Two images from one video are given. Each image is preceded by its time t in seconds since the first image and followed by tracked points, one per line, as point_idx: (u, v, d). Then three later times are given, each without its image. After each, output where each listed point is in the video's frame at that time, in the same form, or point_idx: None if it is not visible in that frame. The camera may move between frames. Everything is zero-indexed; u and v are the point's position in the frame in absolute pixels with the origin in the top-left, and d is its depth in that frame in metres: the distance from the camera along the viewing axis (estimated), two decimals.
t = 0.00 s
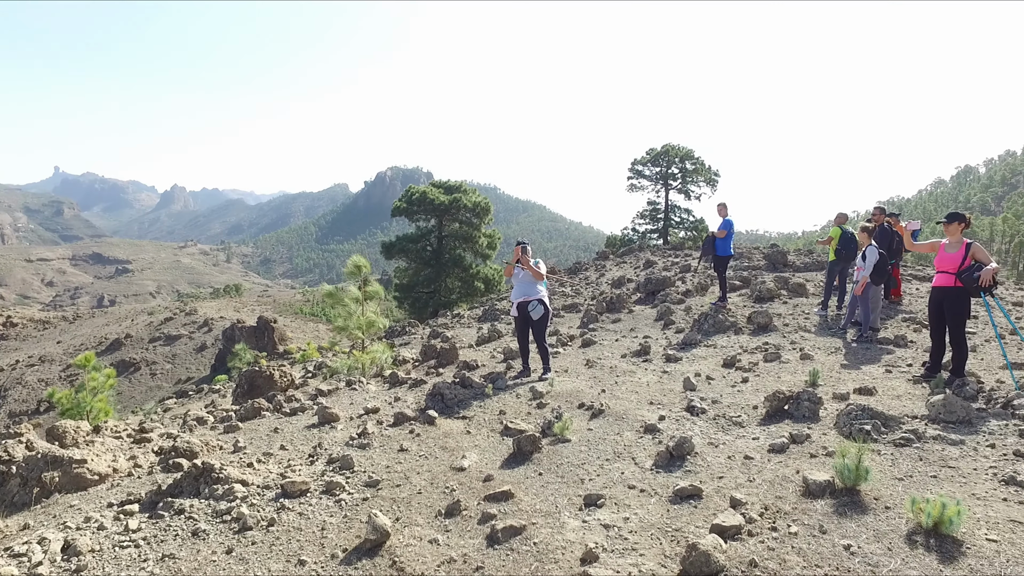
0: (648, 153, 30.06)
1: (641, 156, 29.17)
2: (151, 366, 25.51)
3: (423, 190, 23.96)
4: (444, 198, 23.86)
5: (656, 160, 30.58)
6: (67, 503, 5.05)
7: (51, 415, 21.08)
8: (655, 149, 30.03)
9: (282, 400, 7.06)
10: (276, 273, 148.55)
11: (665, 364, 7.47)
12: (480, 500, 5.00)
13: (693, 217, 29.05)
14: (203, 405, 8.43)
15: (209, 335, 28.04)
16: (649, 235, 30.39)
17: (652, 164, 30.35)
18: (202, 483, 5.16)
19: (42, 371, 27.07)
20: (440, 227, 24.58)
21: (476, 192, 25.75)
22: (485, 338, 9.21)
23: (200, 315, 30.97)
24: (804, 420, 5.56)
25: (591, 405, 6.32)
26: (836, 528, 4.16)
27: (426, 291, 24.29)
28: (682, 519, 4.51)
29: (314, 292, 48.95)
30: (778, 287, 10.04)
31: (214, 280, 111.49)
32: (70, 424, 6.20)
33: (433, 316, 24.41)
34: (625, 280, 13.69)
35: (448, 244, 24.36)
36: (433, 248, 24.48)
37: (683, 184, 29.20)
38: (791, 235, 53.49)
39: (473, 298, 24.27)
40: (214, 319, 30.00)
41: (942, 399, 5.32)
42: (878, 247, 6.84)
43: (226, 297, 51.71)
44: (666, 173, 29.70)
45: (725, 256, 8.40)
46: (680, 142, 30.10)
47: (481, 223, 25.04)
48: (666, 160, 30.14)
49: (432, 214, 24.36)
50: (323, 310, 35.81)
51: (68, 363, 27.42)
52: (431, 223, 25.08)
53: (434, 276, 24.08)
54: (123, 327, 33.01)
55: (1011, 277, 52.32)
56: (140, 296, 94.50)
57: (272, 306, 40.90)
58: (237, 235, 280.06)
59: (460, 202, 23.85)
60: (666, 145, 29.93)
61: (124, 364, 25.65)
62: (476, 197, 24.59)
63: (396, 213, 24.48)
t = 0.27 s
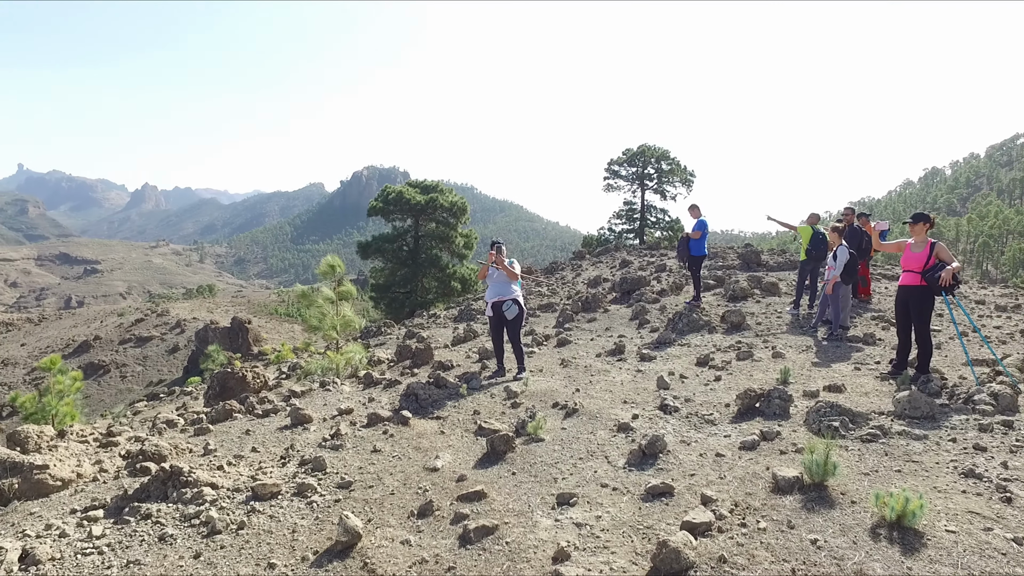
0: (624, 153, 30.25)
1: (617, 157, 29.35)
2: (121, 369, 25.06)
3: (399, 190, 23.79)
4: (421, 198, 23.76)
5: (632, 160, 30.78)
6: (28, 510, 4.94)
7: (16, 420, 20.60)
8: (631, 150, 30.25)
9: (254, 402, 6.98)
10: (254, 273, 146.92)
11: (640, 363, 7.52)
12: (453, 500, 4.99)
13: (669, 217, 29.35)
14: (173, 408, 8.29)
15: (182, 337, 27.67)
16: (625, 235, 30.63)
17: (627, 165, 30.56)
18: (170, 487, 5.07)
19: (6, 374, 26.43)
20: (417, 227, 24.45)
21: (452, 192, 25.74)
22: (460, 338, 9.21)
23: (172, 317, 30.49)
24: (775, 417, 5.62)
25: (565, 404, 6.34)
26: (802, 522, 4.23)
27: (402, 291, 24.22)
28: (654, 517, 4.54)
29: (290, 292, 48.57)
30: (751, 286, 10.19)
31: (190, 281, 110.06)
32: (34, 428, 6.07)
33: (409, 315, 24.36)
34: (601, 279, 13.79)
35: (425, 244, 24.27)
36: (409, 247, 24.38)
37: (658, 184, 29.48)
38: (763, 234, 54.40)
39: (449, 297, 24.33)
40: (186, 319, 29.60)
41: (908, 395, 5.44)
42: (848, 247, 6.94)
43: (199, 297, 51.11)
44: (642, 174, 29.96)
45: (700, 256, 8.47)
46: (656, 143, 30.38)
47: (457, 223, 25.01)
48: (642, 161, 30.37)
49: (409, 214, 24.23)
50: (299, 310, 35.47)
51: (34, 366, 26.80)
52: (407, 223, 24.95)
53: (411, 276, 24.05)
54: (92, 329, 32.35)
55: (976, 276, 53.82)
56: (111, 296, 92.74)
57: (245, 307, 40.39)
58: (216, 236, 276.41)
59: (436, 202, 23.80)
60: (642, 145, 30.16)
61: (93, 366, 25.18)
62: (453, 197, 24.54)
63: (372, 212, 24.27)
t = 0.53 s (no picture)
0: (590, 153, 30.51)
1: (582, 157, 29.57)
2: (76, 373, 24.34)
3: (364, 189, 23.94)
4: (387, 197, 23.97)
5: (598, 160, 31.03)
6: None
7: None
8: (597, 150, 30.53)
9: (213, 404, 6.85)
10: (223, 274, 144.32)
11: (604, 362, 7.58)
12: (414, 501, 4.95)
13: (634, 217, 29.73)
14: (129, 413, 8.08)
15: (140, 339, 27.02)
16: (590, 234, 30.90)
17: (593, 165, 30.83)
18: (120, 494, 4.94)
19: None
20: (381, 226, 24.57)
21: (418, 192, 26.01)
22: (425, 338, 9.18)
23: (130, 319, 29.73)
24: (735, 414, 5.71)
25: (529, 404, 6.35)
26: (758, 516, 4.28)
27: (368, 291, 24.12)
28: (614, 515, 4.55)
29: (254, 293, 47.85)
30: (712, 285, 10.37)
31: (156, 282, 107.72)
32: None
33: (375, 315, 24.24)
34: (567, 279, 13.88)
35: (390, 244, 24.37)
36: (374, 247, 24.41)
37: (624, 184, 29.83)
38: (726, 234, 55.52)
39: (415, 297, 24.38)
40: (145, 322, 28.90)
41: (862, 390, 5.59)
42: (807, 246, 7.09)
43: (158, 298, 49.98)
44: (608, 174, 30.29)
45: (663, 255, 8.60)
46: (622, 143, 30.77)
47: (423, 222, 25.35)
48: (608, 161, 30.68)
49: (374, 213, 24.33)
50: (262, 310, 34.89)
51: None
52: (373, 222, 25.02)
53: (376, 276, 24.03)
54: (44, 332, 31.32)
55: (929, 274, 55.89)
56: (66, 297, 89.92)
57: (207, 309, 39.59)
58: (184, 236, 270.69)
59: (402, 201, 24.05)
60: (608, 145, 30.47)
61: (45, 371, 24.37)
62: (418, 197, 24.91)
63: (337, 211, 24.26)
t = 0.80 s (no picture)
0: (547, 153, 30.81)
1: (539, 157, 29.84)
2: (12, 379, 23.22)
3: (319, 187, 24.07)
4: (342, 196, 24.11)
5: (555, 161, 31.33)
6: None
7: None
8: (554, 150, 30.86)
9: (159, 409, 6.63)
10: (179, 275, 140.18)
11: (559, 361, 7.65)
12: (366, 505, 4.86)
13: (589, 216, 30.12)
14: (67, 420, 7.75)
15: (82, 343, 25.98)
16: (547, 233, 31.19)
17: (550, 165, 31.13)
18: (52, 506, 4.75)
19: None
20: (337, 226, 24.58)
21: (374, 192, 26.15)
22: (379, 339, 9.12)
23: (71, 322, 28.53)
24: (687, 411, 5.79)
25: (483, 404, 6.34)
26: (708, 511, 4.32)
27: (323, 291, 24.04)
28: (567, 513, 4.54)
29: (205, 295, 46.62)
30: (666, 284, 10.56)
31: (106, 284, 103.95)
32: None
33: (329, 316, 24.09)
34: (523, 278, 13.96)
35: (346, 243, 24.40)
36: (329, 247, 24.29)
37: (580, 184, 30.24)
38: (679, 234, 56.90)
39: (370, 298, 24.46)
40: (88, 325, 27.80)
41: (808, 385, 5.74)
42: (757, 245, 7.27)
43: (100, 301, 48.15)
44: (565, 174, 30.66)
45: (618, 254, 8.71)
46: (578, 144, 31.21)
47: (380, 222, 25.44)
48: (565, 161, 31.04)
49: (329, 212, 24.32)
50: (213, 312, 33.96)
51: None
52: (328, 222, 25.05)
53: (331, 276, 23.89)
54: None
55: (874, 272, 58.28)
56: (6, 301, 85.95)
57: (154, 311, 38.30)
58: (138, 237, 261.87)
59: (358, 200, 24.16)
60: (564, 145, 30.83)
61: None
62: (374, 197, 25.02)
63: (291, 210, 24.27)
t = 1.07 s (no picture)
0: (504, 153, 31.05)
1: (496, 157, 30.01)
2: None
3: (272, 186, 24.32)
4: (296, 194, 24.40)
5: (512, 160, 31.60)
6: None
7: None
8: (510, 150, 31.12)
9: (100, 416, 6.39)
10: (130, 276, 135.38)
11: (515, 361, 7.68)
12: (318, 509, 4.75)
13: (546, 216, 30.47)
14: None
15: (18, 348, 24.82)
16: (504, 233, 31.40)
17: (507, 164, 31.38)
18: None
19: None
20: (291, 225, 24.91)
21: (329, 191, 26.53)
22: (334, 340, 9.00)
23: (5, 327, 27.19)
24: (641, 409, 5.86)
25: (438, 404, 6.30)
26: (661, 507, 4.35)
27: (277, 291, 24.29)
28: (522, 513, 4.52)
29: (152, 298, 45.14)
30: (621, 283, 10.72)
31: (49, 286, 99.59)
32: None
33: (285, 317, 24.33)
34: (480, 278, 13.98)
35: (301, 243, 24.79)
36: (283, 246, 24.64)
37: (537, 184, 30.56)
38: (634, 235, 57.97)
39: (326, 297, 24.85)
40: (24, 329, 26.56)
41: (759, 381, 5.87)
42: (710, 244, 7.42)
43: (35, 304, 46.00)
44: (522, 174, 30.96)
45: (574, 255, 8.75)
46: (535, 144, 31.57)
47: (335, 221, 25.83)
48: (521, 161, 31.33)
49: (282, 212, 24.62)
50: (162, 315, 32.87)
51: None
52: (282, 221, 25.30)
53: (285, 276, 24.17)
54: None
55: (821, 271, 60.52)
56: None
57: (96, 313, 36.79)
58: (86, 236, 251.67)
59: (312, 199, 24.57)
60: (521, 145, 31.12)
61: None
62: (328, 196, 25.46)
63: (244, 210, 24.41)
